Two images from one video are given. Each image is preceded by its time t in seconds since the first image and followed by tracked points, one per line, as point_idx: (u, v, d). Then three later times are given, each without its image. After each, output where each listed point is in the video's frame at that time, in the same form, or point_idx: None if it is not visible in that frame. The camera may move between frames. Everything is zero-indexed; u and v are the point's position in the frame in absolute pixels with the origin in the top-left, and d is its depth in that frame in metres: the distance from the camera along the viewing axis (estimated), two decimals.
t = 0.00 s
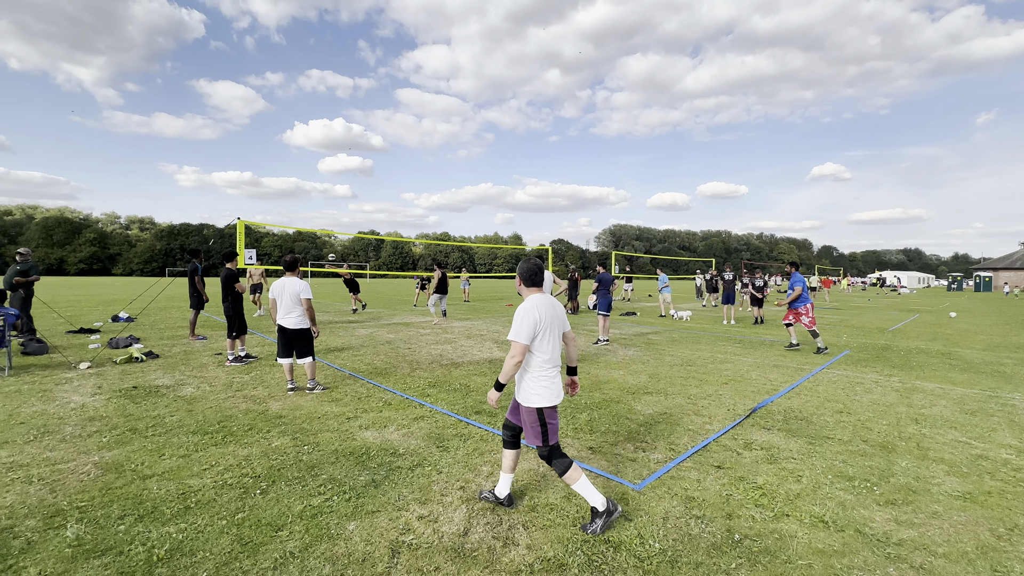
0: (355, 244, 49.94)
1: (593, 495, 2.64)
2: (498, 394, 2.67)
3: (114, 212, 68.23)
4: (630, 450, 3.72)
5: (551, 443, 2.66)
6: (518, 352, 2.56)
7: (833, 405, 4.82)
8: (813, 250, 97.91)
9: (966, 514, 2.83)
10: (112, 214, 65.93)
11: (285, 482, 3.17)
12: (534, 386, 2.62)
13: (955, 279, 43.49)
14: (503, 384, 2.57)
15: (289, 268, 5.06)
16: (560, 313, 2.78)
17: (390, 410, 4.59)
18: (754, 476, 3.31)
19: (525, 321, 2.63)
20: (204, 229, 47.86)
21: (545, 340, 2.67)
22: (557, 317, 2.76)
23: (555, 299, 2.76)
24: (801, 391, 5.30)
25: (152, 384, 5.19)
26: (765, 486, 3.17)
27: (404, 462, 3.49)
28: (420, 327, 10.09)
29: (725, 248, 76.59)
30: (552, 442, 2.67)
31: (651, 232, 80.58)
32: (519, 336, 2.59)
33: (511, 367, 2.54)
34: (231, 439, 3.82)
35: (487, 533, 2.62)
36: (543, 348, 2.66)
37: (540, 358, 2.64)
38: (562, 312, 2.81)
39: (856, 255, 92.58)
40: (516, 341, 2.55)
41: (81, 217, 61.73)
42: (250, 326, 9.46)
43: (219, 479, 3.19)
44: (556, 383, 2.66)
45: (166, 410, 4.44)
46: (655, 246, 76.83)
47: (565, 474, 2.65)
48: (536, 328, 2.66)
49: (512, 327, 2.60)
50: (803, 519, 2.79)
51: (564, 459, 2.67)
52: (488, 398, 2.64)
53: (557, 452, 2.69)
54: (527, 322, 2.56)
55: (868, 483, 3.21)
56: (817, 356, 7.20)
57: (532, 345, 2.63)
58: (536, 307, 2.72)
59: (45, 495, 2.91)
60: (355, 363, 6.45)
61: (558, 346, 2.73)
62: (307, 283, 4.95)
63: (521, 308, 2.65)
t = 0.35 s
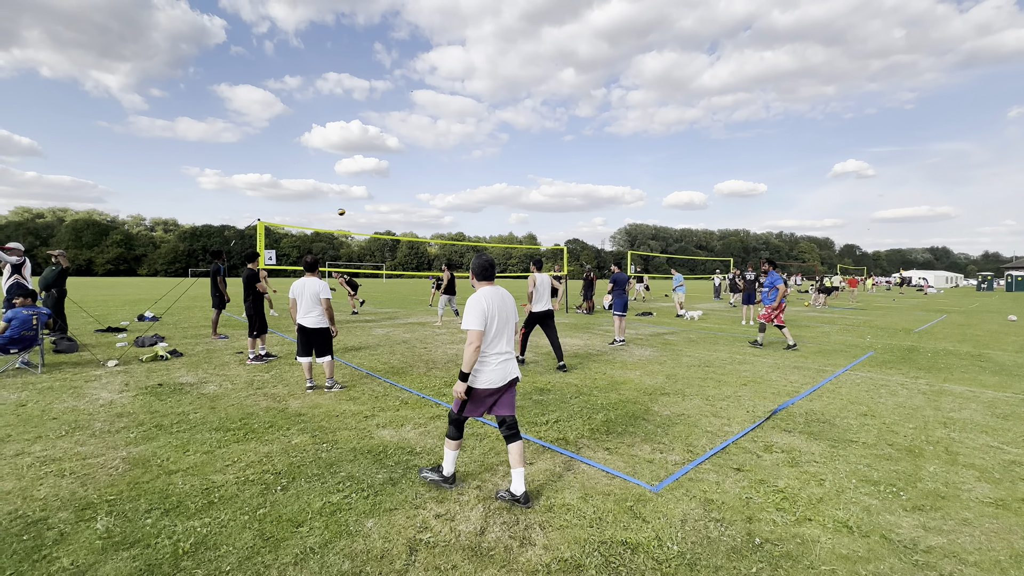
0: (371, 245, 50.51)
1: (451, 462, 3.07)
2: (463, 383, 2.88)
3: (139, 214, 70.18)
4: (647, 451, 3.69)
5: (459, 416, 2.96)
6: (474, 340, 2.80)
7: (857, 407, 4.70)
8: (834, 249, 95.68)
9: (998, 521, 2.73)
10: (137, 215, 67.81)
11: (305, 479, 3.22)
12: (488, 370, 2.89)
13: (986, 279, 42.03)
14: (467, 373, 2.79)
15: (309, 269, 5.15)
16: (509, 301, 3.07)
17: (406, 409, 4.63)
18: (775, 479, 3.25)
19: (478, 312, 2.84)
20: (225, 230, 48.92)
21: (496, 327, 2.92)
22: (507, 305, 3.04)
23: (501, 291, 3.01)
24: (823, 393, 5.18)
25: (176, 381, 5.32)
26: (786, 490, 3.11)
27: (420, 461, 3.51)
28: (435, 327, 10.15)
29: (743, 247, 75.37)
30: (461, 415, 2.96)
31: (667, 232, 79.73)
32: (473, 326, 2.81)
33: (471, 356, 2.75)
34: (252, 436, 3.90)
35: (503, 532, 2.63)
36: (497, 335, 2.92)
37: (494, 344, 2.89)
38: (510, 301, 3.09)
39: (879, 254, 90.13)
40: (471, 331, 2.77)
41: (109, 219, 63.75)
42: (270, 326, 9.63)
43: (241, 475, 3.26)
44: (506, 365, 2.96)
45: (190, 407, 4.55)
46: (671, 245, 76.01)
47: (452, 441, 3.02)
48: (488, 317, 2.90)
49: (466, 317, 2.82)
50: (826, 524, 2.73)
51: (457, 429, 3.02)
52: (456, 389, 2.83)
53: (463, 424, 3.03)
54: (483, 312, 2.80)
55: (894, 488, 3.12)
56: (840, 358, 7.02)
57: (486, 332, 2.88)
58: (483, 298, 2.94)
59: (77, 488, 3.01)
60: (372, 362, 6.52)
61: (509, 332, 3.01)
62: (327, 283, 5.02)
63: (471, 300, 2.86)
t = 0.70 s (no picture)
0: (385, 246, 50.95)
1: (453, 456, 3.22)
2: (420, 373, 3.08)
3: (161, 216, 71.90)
4: (664, 453, 3.66)
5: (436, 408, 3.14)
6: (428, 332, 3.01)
7: (880, 411, 4.59)
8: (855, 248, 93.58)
9: None
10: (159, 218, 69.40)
11: (323, 477, 3.26)
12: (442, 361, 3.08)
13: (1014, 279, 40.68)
14: (421, 362, 3.00)
15: (327, 269, 5.23)
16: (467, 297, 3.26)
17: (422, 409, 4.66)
18: (796, 483, 3.19)
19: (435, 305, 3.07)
20: (243, 232, 49.83)
21: (452, 320, 3.14)
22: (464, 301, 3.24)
23: (460, 288, 3.24)
24: (845, 396, 5.08)
25: (198, 380, 5.44)
26: (807, 494, 3.05)
27: (436, 460, 3.53)
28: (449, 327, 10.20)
29: (760, 247, 74.21)
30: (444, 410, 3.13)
31: (681, 232, 78.90)
32: (430, 319, 3.03)
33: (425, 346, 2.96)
34: (271, 434, 3.97)
35: (520, 533, 2.63)
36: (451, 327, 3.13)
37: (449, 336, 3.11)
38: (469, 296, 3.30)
39: (902, 254, 87.92)
40: (426, 322, 2.99)
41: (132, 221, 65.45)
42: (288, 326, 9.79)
43: (261, 472, 3.31)
44: (461, 356, 3.16)
45: (211, 405, 4.65)
46: (686, 245, 75.19)
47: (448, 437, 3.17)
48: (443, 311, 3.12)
49: (422, 310, 3.04)
50: (848, 529, 2.68)
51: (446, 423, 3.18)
52: (412, 379, 3.02)
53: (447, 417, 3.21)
54: (439, 305, 3.04)
55: (920, 494, 3.04)
56: (862, 360, 6.87)
57: (441, 325, 3.10)
58: (442, 294, 3.17)
59: (104, 483, 3.09)
60: (387, 362, 6.58)
61: (465, 327, 3.22)
62: (345, 283, 5.09)
63: (429, 294, 3.09)
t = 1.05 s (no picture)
0: (396, 247, 51.28)
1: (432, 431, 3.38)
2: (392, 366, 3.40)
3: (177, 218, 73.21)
4: (676, 455, 3.63)
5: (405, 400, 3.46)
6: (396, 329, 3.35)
7: (899, 414, 4.50)
8: (871, 249, 91.88)
9: None
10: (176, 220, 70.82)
11: (336, 475, 3.30)
12: (413, 355, 3.39)
13: None
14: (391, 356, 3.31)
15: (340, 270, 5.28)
16: (441, 296, 3.56)
17: (433, 409, 4.68)
18: (811, 487, 3.15)
19: (406, 305, 3.38)
20: (257, 233, 50.52)
21: (423, 319, 3.42)
22: (438, 300, 3.54)
23: (433, 290, 3.54)
24: (862, 398, 4.99)
25: (214, 379, 5.53)
26: (823, 498, 3.01)
27: (448, 460, 3.55)
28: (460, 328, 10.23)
29: (773, 247, 73.29)
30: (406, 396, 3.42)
31: (693, 232, 78.25)
32: (401, 318, 3.34)
33: (394, 340, 3.28)
34: (285, 433, 4.02)
35: (531, 533, 2.63)
36: (423, 325, 3.42)
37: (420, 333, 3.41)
38: (444, 296, 3.60)
39: (920, 254, 86.18)
40: (397, 320, 3.31)
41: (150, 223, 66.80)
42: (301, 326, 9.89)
43: (277, 470, 3.36)
44: (431, 353, 3.43)
45: (227, 404, 4.72)
46: (698, 245, 74.57)
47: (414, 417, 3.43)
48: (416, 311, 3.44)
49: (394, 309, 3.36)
50: (865, 534, 2.63)
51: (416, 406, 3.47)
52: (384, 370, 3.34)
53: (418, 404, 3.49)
54: (409, 305, 3.34)
55: (940, 499, 2.98)
56: (880, 362, 6.74)
57: (412, 323, 3.40)
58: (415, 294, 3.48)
59: (125, 479, 3.17)
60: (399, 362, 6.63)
61: (436, 325, 3.50)
62: (357, 284, 5.14)
63: (403, 295, 3.42)
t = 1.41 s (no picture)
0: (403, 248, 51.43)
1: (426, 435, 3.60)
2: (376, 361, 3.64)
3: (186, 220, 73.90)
4: (684, 457, 3.61)
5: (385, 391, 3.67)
6: (378, 326, 3.55)
7: (909, 416, 4.46)
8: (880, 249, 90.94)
9: None
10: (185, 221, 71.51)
11: (344, 475, 3.32)
12: (394, 352, 3.61)
13: None
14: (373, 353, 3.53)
15: (347, 271, 5.31)
16: (421, 295, 3.76)
17: (440, 409, 4.70)
18: (821, 489, 3.12)
19: (386, 305, 3.58)
20: (265, 234, 50.87)
21: (402, 318, 3.61)
22: (417, 298, 3.74)
23: (411, 290, 3.70)
24: (871, 400, 4.95)
25: (222, 379, 5.57)
26: (833, 501, 2.98)
27: (455, 461, 3.55)
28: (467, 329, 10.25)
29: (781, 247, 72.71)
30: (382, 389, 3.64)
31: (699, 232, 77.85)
32: (381, 317, 3.55)
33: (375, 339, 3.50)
34: (294, 433, 4.05)
35: (539, 535, 2.63)
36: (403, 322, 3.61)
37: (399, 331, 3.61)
38: (423, 295, 3.79)
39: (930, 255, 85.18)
40: (377, 319, 3.53)
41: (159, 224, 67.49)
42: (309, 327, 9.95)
43: (285, 470, 3.38)
44: (411, 349, 3.64)
45: (236, 404, 4.76)
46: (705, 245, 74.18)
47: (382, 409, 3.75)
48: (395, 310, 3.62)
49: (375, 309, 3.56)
50: (876, 537, 2.61)
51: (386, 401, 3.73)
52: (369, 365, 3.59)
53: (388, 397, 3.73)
54: (388, 305, 3.54)
55: (953, 502, 2.94)
56: (890, 364, 6.67)
57: (392, 322, 3.60)
58: (395, 294, 3.66)
59: (136, 478, 3.20)
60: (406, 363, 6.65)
61: (416, 323, 3.69)
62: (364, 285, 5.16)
63: (383, 295, 3.61)
